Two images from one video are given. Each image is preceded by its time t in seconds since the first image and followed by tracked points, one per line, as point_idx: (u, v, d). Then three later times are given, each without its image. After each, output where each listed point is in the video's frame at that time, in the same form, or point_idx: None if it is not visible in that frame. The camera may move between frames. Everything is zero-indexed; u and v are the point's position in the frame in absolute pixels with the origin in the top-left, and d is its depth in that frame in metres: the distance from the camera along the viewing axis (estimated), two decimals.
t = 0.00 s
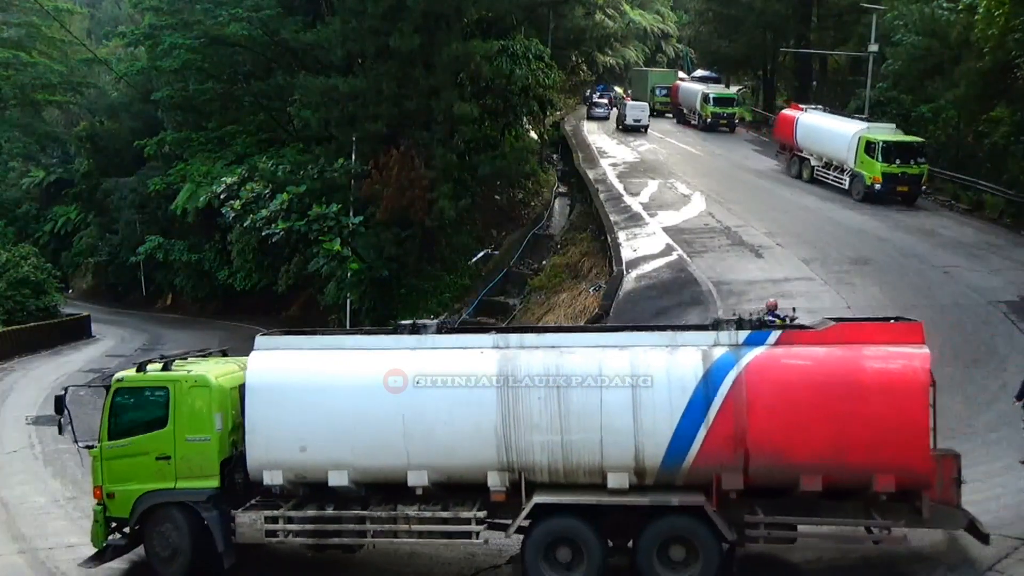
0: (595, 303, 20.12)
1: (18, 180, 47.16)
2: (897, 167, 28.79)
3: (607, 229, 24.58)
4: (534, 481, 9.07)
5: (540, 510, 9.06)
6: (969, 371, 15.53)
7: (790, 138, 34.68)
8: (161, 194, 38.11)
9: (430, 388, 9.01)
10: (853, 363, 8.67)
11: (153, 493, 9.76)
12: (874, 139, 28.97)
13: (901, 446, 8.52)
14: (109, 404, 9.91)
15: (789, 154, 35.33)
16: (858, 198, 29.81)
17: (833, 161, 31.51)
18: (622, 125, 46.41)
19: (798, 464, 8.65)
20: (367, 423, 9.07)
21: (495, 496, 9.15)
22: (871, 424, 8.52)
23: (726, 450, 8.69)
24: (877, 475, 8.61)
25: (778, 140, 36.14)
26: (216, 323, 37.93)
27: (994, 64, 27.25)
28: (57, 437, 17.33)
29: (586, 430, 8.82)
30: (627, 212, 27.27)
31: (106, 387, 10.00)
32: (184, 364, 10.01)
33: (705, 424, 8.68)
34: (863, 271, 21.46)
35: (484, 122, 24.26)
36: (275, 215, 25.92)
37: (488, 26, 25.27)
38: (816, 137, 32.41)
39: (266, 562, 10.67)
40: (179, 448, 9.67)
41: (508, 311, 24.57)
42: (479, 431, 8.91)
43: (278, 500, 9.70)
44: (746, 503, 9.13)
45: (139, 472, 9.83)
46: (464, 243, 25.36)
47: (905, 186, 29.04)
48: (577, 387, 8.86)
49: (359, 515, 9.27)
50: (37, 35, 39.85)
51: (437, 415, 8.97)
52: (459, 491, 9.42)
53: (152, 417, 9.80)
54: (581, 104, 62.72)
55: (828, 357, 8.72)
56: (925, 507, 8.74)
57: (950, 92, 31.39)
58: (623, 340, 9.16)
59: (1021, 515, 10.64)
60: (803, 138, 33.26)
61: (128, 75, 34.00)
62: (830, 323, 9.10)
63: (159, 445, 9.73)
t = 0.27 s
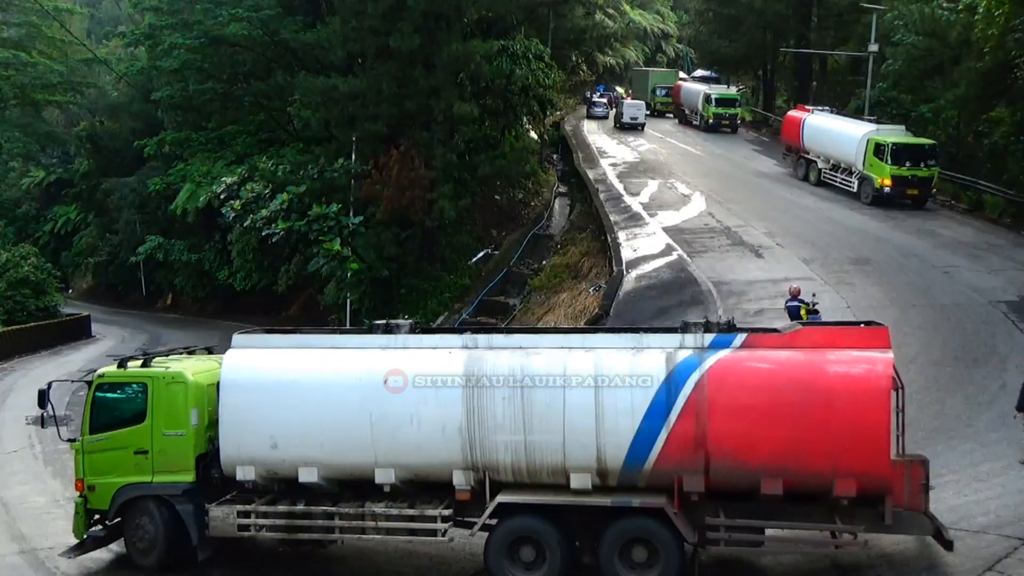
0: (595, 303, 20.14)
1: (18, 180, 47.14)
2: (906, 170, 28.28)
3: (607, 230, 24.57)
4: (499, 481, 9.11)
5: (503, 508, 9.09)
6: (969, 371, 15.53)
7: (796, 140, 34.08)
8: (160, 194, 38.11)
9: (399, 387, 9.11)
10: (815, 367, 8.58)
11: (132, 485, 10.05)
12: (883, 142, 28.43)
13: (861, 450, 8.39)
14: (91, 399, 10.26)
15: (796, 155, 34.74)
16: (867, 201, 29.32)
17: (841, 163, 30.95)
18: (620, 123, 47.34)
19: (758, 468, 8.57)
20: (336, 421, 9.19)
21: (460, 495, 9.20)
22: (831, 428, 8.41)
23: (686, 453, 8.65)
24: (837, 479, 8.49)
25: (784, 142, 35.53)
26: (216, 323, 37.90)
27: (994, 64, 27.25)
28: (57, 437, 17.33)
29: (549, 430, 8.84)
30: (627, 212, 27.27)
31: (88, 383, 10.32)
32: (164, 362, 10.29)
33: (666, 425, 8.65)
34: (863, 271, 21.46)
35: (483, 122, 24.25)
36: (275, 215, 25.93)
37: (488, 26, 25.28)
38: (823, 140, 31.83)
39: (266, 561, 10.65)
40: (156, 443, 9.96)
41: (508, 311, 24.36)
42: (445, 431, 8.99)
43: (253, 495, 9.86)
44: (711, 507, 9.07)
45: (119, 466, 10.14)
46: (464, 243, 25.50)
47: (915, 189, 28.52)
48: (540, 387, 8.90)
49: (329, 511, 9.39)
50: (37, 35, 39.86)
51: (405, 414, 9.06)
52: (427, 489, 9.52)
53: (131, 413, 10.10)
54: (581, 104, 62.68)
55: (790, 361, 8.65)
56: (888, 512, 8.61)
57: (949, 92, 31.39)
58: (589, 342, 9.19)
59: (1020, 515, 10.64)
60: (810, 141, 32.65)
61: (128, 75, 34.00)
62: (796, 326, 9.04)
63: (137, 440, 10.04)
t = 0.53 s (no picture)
0: (596, 303, 20.16)
1: (18, 180, 47.15)
2: (916, 173, 27.73)
3: (607, 230, 24.55)
4: (466, 480, 9.05)
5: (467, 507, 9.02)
6: (969, 371, 15.54)
7: (803, 142, 33.50)
8: (161, 194, 38.12)
9: (367, 386, 9.11)
10: (777, 369, 8.43)
11: (111, 481, 10.13)
12: (892, 144, 27.85)
13: (822, 454, 8.22)
14: (74, 395, 10.36)
15: (803, 157, 34.12)
16: (875, 204, 28.77)
17: (849, 165, 30.34)
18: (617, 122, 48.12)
19: (719, 470, 8.43)
20: (305, 420, 9.19)
21: (427, 493, 9.16)
22: (792, 431, 8.25)
23: (648, 455, 8.54)
24: (798, 483, 8.35)
25: (791, 144, 34.86)
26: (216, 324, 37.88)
27: (994, 64, 27.26)
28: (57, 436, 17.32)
29: (514, 430, 8.76)
30: (627, 212, 27.28)
31: (71, 379, 10.41)
32: (145, 359, 10.32)
33: (628, 428, 8.55)
34: (863, 271, 21.46)
35: (483, 122, 24.25)
36: (275, 215, 25.97)
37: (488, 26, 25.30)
38: (831, 141, 31.19)
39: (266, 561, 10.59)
40: (134, 439, 10.00)
41: (508, 311, 24.37)
42: (411, 429, 8.96)
43: (228, 492, 9.90)
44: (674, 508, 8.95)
45: (99, 461, 10.22)
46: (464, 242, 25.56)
47: (925, 192, 27.98)
48: (506, 387, 8.84)
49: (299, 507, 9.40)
50: (37, 35, 39.88)
51: (372, 413, 9.04)
52: (395, 487, 9.50)
53: (111, 409, 10.16)
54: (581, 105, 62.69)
55: (753, 363, 8.52)
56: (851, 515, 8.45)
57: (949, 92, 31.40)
58: (557, 343, 9.15)
59: (1020, 515, 10.64)
60: (817, 143, 32.08)
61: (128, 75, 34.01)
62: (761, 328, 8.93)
63: (117, 436, 10.09)
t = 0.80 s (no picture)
0: (596, 302, 20.15)
1: (18, 180, 47.10)
2: (925, 176, 27.32)
3: (607, 230, 24.54)
4: (437, 479, 9.22)
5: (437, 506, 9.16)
6: (969, 371, 15.54)
7: (809, 144, 32.94)
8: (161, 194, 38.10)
9: (341, 386, 9.29)
10: (743, 373, 8.47)
11: (96, 476, 10.39)
12: (902, 146, 27.38)
13: (787, 457, 8.20)
14: (60, 392, 10.64)
15: (808, 158, 33.58)
16: (882, 207, 28.32)
17: (856, 167, 29.84)
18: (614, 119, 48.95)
19: (685, 472, 8.49)
20: (281, 419, 9.41)
21: (399, 492, 9.33)
22: (756, 434, 8.27)
23: (615, 456, 8.63)
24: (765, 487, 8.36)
25: (796, 145, 34.23)
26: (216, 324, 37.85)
27: (994, 64, 27.27)
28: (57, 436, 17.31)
29: (483, 431, 8.92)
30: (627, 212, 27.28)
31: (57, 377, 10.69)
32: (129, 357, 10.59)
33: (595, 429, 8.66)
34: (863, 271, 21.47)
35: (483, 122, 24.25)
36: (275, 215, 25.97)
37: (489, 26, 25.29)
38: (837, 142, 30.65)
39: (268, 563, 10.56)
40: (118, 436, 10.27)
41: (508, 311, 24.42)
42: (384, 428, 9.15)
43: (209, 488, 10.13)
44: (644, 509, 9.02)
45: (84, 457, 10.49)
46: (464, 242, 25.60)
47: (933, 195, 27.63)
48: (476, 388, 8.99)
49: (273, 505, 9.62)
50: (37, 35, 39.85)
51: (345, 413, 9.23)
52: (369, 484, 9.68)
53: (96, 405, 10.43)
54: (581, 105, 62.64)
55: (720, 366, 8.57)
56: (818, 519, 8.43)
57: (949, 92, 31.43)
58: (529, 344, 9.27)
59: (1020, 514, 10.65)
60: (823, 144, 31.53)
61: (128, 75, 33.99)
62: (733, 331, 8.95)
63: (101, 432, 10.37)
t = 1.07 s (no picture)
0: (596, 303, 20.17)
1: (17, 180, 47.06)
2: (935, 178, 26.82)
3: (608, 230, 24.51)
4: (403, 477, 9.47)
5: (399, 506, 9.43)
6: (969, 371, 15.54)
7: (816, 146, 32.35)
8: (161, 194, 38.09)
9: (310, 385, 9.56)
10: (702, 377, 8.57)
11: (79, 469, 10.81)
12: (911, 147, 26.91)
13: (743, 461, 8.30)
14: (47, 388, 11.08)
15: (816, 161, 32.96)
16: (892, 210, 27.75)
17: (864, 170, 29.28)
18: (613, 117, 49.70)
19: (645, 475, 8.61)
20: (252, 417, 9.70)
21: (366, 490, 9.62)
22: (713, 438, 8.37)
23: (576, 458, 8.77)
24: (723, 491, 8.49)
25: (802, 148, 33.57)
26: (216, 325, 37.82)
27: (994, 64, 27.27)
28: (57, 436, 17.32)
29: (447, 431, 9.12)
30: (627, 212, 27.28)
31: (45, 374, 11.13)
32: (112, 355, 10.98)
33: (555, 431, 8.81)
34: (863, 271, 21.47)
35: (483, 122, 24.24)
36: (275, 215, 25.99)
37: (489, 26, 25.29)
38: (845, 144, 30.10)
39: (271, 565, 10.56)
40: (99, 432, 10.67)
41: (508, 311, 24.43)
42: (351, 427, 9.40)
43: (187, 483, 10.52)
44: (605, 509, 9.16)
45: (69, 451, 10.92)
46: (464, 243, 25.64)
47: (943, 198, 27.10)
48: (441, 389, 9.21)
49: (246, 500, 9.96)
50: (37, 35, 39.84)
51: (314, 412, 9.50)
52: (338, 482, 9.93)
53: (80, 401, 10.85)
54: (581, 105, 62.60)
55: (680, 370, 8.67)
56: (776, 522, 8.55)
57: (949, 92, 31.45)
58: (493, 344, 9.47)
59: (1019, 514, 10.66)
60: (830, 147, 30.96)
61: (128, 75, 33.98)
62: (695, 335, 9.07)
63: (84, 428, 10.78)
